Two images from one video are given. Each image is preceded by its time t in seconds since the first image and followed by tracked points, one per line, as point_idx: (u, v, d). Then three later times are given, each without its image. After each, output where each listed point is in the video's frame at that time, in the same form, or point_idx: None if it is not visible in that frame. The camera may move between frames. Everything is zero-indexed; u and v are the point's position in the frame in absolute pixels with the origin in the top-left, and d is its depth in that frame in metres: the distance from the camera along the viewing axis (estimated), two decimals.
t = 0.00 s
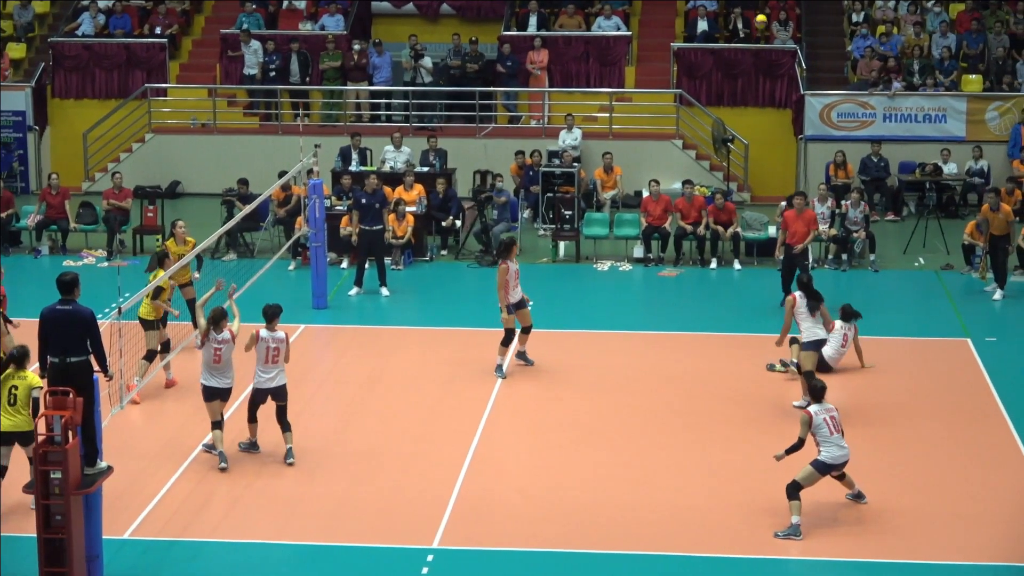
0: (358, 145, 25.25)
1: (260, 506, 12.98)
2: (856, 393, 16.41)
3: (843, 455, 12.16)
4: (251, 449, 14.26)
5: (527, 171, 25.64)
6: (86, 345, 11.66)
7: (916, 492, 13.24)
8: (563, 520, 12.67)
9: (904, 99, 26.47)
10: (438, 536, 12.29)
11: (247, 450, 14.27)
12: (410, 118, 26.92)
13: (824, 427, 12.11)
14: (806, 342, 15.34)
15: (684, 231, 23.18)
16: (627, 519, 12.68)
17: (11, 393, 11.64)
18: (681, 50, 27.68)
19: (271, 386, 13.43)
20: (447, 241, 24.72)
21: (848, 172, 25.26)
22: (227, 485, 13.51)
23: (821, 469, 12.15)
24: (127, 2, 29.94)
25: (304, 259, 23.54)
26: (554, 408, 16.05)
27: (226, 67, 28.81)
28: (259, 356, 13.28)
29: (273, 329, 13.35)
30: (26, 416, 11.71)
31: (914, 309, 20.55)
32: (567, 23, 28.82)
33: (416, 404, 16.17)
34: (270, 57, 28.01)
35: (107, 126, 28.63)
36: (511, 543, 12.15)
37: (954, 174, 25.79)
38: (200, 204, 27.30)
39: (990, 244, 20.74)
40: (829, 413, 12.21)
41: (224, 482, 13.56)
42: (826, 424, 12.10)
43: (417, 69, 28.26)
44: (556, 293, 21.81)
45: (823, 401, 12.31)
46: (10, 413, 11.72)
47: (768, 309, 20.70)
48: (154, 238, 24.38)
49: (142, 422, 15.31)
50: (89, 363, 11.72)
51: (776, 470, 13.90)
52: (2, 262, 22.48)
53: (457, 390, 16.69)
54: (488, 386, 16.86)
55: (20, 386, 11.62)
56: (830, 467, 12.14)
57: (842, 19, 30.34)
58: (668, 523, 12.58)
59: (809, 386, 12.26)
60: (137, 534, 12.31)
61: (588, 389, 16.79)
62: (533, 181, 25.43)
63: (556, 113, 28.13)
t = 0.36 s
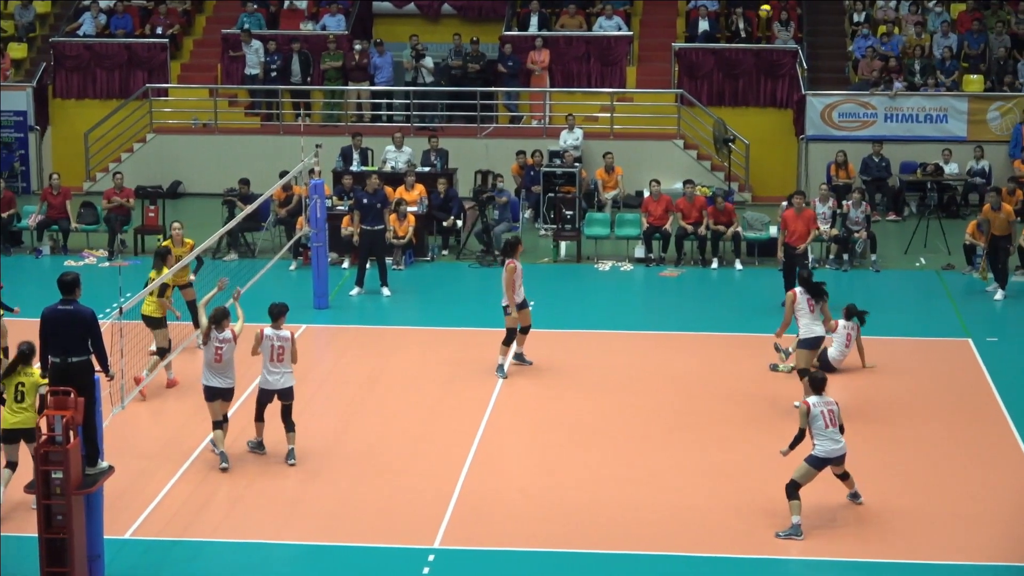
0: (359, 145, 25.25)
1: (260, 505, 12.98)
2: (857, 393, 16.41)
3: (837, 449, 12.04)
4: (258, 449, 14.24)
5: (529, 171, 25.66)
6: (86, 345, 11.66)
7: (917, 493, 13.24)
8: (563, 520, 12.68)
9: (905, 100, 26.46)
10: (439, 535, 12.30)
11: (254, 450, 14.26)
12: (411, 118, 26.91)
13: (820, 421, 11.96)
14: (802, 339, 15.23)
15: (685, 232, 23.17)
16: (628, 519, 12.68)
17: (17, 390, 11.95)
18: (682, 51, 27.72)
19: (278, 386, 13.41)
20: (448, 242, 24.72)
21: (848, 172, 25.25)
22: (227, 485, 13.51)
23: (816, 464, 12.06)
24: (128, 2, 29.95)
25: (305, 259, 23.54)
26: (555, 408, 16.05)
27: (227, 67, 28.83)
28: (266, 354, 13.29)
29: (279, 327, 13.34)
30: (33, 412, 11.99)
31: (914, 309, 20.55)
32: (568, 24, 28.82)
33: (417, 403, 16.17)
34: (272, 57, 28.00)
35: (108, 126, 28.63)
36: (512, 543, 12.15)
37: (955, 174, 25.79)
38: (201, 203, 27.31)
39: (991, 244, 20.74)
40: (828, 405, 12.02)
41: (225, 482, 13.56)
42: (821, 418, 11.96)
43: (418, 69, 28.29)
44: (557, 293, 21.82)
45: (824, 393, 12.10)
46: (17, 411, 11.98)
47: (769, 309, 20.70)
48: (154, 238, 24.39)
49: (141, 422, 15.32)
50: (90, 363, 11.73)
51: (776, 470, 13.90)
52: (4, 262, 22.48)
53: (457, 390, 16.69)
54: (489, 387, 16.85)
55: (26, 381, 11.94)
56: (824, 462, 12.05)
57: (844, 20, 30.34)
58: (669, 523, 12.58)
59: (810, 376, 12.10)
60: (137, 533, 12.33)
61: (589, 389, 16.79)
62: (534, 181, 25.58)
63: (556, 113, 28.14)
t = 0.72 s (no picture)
0: (364, 145, 25.25)
1: (264, 505, 12.98)
2: (860, 393, 16.39)
3: (837, 444, 11.88)
4: (275, 455, 14.12)
5: (534, 171, 25.51)
6: (91, 345, 11.66)
7: (920, 493, 13.23)
8: (567, 520, 12.66)
9: (910, 100, 26.41)
10: (443, 535, 12.29)
11: (270, 454, 14.14)
12: (415, 118, 26.91)
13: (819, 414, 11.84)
14: (801, 335, 15.11)
15: (689, 231, 23.14)
16: (632, 519, 12.66)
17: (27, 383, 12.28)
18: (686, 50, 27.69)
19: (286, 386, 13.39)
20: (453, 242, 24.69)
21: (853, 172, 25.21)
22: (231, 484, 13.51)
23: (815, 459, 11.91)
24: (132, 2, 30.01)
25: (310, 259, 23.36)
26: (559, 408, 16.04)
27: (231, 67, 28.87)
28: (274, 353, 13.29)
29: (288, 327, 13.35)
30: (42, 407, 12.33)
31: (919, 309, 20.53)
32: (572, 24, 28.81)
33: (421, 403, 16.16)
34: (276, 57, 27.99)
35: (113, 126, 28.68)
36: (516, 543, 12.14)
37: (960, 174, 25.81)
38: (205, 203, 27.34)
39: (996, 244, 20.72)
40: (830, 400, 11.89)
41: (229, 482, 13.55)
42: (821, 411, 11.86)
43: (422, 69, 28.32)
44: (561, 293, 21.80)
45: (828, 387, 11.99)
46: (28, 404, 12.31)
47: (773, 309, 20.67)
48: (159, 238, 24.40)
49: (145, 421, 15.34)
50: (95, 363, 11.72)
51: (779, 470, 13.89)
52: (8, 262, 22.51)
53: (460, 390, 16.68)
54: (492, 387, 16.84)
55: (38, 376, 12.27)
56: (822, 457, 11.88)
57: (848, 20, 30.31)
58: (674, 524, 12.56)
59: (815, 371, 12.05)
60: (141, 533, 12.34)
61: (593, 389, 16.78)
62: (538, 181, 25.47)
63: (561, 113, 28.13)
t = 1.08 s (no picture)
0: (367, 145, 25.25)
1: (268, 505, 12.97)
2: (864, 393, 16.37)
3: (838, 443, 11.82)
4: (286, 459, 14.00)
5: (537, 171, 25.41)
6: (95, 345, 11.64)
7: (923, 493, 13.21)
8: (571, 520, 12.65)
9: (914, 100, 26.39)
10: (447, 535, 12.28)
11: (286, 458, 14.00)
12: (419, 118, 26.89)
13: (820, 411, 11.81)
14: (800, 334, 15.08)
15: (693, 231, 23.13)
16: (635, 519, 12.65)
17: (34, 379, 12.33)
18: (689, 51, 27.67)
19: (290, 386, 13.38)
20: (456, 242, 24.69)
21: (856, 172, 25.18)
22: (235, 484, 13.51)
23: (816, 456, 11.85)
24: (135, 2, 30.03)
25: (313, 259, 23.47)
26: (562, 408, 16.03)
27: (235, 67, 28.86)
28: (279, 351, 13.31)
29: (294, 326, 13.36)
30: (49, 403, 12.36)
31: (922, 309, 20.51)
32: (576, 24, 28.79)
33: (424, 403, 16.16)
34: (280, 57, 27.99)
35: (117, 126, 28.67)
36: (520, 543, 12.13)
37: (964, 174, 25.72)
38: (209, 203, 27.36)
39: (1000, 244, 20.69)
40: (833, 397, 11.85)
41: (232, 482, 13.55)
42: (821, 408, 11.84)
43: (426, 70, 28.28)
44: (564, 293, 21.80)
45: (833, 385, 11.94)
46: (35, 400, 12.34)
47: (776, 309, 20.67)
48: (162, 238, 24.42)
49: (149, 421, 15.34)
50: (98, 363, 11.71)
51: (784, 471, 13.87)
52: (12, 262, 22.50)
53: (463, 390, 16.68)
54: (496, 387, 16.82)
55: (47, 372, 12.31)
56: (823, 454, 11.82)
57: (851, 20, 30.28)
58: (678, 524, 12.55)
59: (821, 369, 12.02)
60: (145, 533, 12.33)
61: (596, 389, 16.77)
62: (542, 181, 25.36)
63: (564, 113, 28.11)
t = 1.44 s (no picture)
0: (371, 145, 25.24)
1: (272, 505, 12.96)
2: (868, 394, 16.33)
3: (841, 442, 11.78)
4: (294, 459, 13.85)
5: (541, 171, 25.36)
6: (99, 345, 11.64)
7: (929, 493, 13.17)
8: (576, 520, 12.63)
9: (919, 100, 26.34)
10: (451, 535, 12.26)
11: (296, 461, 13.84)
12: (423, 118, 26.87)
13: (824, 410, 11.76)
14: (800, 332, 15.07)
15: (697, 231, 23.12)
16: (639, 519, 12.62)
17: (42, 379, 12.26)
18: (694, 51, 27.58)
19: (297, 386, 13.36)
20: (460, 242, 24.69)
21: (861, 172, 25.11)
22: (239, 484, 13.49)
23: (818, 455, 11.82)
24: (140, 2, 30.03)
25: (317, 259, 23.59)
26: (565, 408, 16.00)
27: (239, 68, 28.85)
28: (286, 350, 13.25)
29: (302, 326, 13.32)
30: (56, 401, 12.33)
31: (927, 309, 20.47)
32: (580, 24, 28.77)
33: (428, 403, 16.13)
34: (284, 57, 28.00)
35: (121, 125, 28.66)
36: (524, 543, 12.11)
37: (968, 174, 25.65)
38: (213, 203, 27.37)
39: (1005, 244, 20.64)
40: (837, 396, 11.80)
41: (236, 482, 13.53)
42: (825, 407, 11.79)
43: (430, 69, 28.25)
44: (568, 293, 21.78)
45: (838, 384, 11.89)
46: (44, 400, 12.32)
47: (780, 309, 20.64)
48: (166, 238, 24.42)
49: (153, 421, 15.33)
50: (102, 363, 11.71)
51: (789, 471, 13.84)
52: (16, 262, 22.51)
53: (468, 390, 16.65)
54: (500, 387, 16.80)
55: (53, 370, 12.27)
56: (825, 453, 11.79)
57: (857, 19, 30.20)
58: (682, 523, 12.52)
59: (827, 367, 11.98)
60: (148, 532, 12.32)
61: (600, 389, 16.74)
62: (546, 181, 25.31)
63: (568, 112, 28.07)
